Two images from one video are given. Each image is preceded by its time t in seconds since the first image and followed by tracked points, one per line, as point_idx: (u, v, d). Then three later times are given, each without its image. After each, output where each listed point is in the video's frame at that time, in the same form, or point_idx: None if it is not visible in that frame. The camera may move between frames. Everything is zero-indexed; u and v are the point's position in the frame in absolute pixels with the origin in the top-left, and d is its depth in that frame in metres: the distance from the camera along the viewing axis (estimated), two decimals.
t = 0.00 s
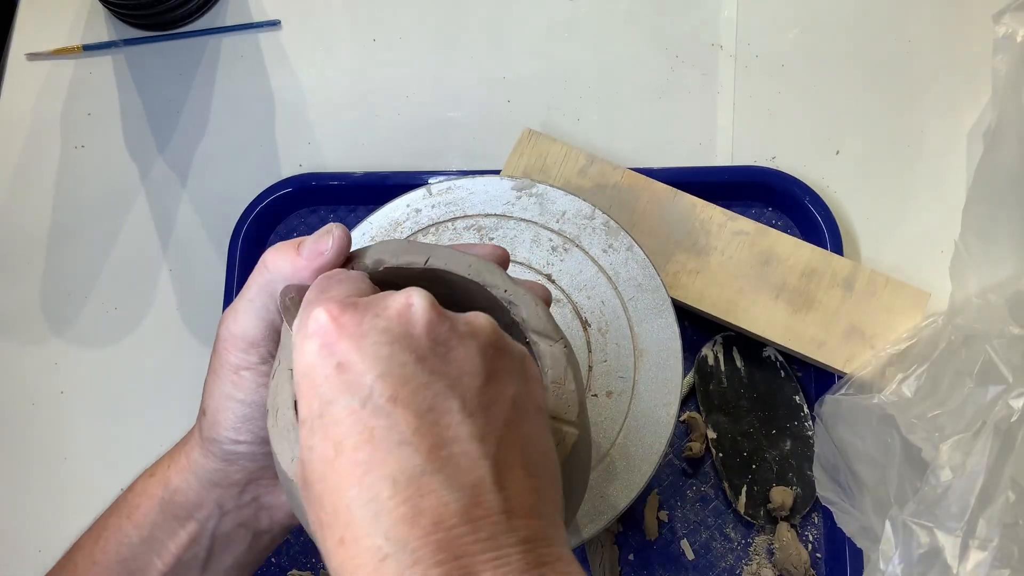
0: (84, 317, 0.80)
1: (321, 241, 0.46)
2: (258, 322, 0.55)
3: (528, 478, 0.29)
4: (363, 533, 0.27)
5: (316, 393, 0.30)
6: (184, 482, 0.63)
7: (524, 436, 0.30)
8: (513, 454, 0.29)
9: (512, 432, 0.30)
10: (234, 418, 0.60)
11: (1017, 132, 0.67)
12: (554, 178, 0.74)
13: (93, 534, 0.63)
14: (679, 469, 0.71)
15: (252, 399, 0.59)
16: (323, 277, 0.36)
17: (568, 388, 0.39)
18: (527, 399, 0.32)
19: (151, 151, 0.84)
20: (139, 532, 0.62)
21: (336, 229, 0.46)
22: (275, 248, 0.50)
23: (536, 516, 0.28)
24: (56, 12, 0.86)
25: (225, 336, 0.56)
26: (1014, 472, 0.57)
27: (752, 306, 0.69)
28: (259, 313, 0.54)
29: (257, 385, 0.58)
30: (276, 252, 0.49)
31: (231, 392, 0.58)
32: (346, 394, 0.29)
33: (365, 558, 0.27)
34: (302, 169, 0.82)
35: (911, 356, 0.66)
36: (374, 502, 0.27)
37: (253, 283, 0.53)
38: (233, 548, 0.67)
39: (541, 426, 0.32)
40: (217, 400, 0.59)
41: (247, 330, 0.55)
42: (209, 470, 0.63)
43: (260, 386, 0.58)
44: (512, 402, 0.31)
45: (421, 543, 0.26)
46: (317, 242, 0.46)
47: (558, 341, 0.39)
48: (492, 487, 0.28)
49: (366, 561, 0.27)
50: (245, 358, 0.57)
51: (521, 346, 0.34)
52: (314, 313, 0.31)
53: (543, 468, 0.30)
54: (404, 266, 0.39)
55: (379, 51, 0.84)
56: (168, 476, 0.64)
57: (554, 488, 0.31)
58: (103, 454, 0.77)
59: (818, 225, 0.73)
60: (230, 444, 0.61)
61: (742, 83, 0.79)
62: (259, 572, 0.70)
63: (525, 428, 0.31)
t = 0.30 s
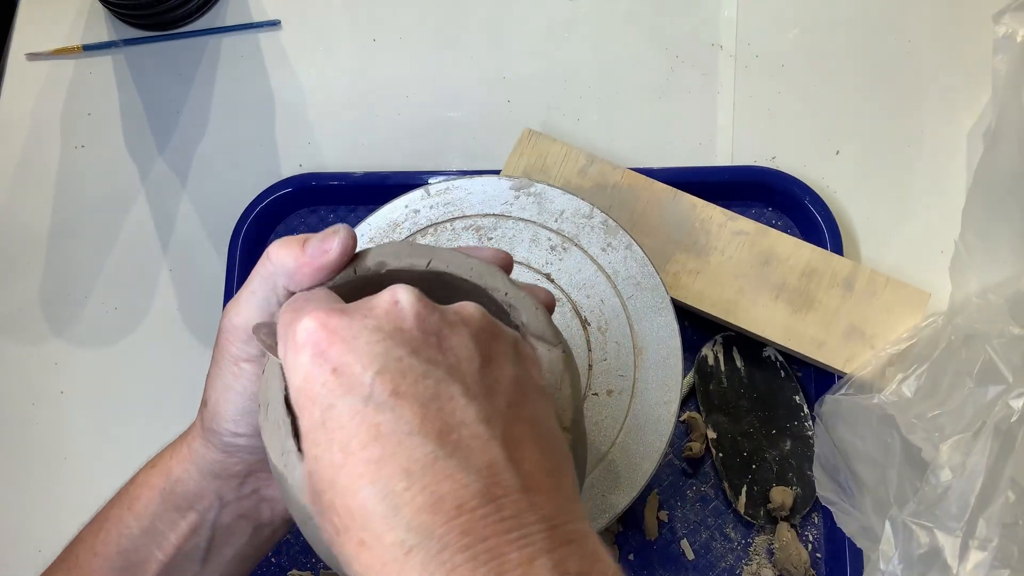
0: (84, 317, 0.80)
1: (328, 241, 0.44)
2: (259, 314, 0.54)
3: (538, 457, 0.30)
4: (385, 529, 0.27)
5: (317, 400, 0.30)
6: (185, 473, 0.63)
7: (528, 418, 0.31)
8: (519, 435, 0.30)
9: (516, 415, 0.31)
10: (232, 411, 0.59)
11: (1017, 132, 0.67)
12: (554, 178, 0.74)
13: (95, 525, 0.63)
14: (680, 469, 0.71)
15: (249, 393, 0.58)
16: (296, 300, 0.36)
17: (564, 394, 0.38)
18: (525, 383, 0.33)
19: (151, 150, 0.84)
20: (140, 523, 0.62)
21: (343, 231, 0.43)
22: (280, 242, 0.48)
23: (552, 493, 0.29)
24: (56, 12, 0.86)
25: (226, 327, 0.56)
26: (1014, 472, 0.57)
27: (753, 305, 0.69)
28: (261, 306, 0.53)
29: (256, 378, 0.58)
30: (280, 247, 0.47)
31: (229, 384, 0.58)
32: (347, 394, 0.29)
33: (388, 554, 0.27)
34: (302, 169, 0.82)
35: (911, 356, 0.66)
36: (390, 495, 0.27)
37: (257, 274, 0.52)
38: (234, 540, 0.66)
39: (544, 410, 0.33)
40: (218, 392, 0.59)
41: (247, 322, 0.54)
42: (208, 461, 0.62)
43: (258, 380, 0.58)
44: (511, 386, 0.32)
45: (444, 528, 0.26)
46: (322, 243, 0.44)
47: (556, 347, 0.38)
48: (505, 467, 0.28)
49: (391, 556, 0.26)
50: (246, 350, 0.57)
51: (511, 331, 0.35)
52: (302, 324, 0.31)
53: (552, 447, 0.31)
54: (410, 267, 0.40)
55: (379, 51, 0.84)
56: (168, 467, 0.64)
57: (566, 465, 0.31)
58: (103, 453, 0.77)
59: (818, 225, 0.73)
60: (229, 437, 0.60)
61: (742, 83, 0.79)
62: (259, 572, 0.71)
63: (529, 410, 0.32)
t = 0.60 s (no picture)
0: (84, 317, 0.80)
1: (332, 243, 0.44)
2: (262, 309, 0.53)
3: (563, 441, 0.29)
4: (414, 532, 0.27)
5: (326, 417, 0.29)
6: (186, 469, 0.62)
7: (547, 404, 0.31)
8: (541, 421, 0.30)
9: (534, 403, 0.30)
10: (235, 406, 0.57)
11: (1017, 132, 0.67)
12: (554, 178, 0.74)
13: (99, 518, 0.64)
14: (680, 469, 0.71)
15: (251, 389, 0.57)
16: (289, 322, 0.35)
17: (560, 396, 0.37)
18: (539, 371, 0.33)
19: (151, 151, 0.84)
20: (142, 518, 0.62)
21: (348, 234, 0.43)
22: (286, 240, 0.48)
23: (584, 473, 0.29)
24: (56, 12, 0.85)
25: (230, 322, 0.55)
26: (1014, 472, 0.57)
27: (752, 306, 0.69)
28: (263, 301, 0.53)
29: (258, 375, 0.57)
30: (287, 245, 0.48)
31: (232, 378, 0.57)
32: (356, 405, 0.29)
33: (422, 555, 0.26)
34: (302, 169, 0.82)
35: (911, 356, 0.66)
36: (414, 495, 0.27)
37: (260, 271, 0.51)
38: (238, 538, 0.66)
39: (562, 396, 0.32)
40: (221, 387, 0.58)
41: (249, 317, 0.54)
42: (208, 458, 0.61)
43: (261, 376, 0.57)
44: (524, 375, 0.32)
45: (476, 522, 0.26)
46: (326, 245, 0.44)
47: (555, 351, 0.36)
48: (530, 454, 0.28)
49: (425, 557, 0.26)
50: (248, 347, 0.56)
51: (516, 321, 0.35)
52: (300, 342, 0.31)
53: (576, 430, 0.31)
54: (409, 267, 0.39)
55: (379, 51, 0.84)
56: (171, 462, 0.63)
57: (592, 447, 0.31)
58: (103, 453, 0.77)
59: (818, 225, 0.73)
60: (232, 433, 0.59)
61: (742, 83, 0.79)
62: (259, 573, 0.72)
63: (546, 396, 0.31)
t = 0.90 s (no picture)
0: (84, 316, 0.80)
1: (337, 231, 0.45)
2: (265, 298, 0.53)
3: (611, 426, 0.28)
4: (448, 533, 0.24)
5: (346, 415, 0.28)
6: (185, 458, 0.63)
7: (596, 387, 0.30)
8: (584, 407, 0.29)
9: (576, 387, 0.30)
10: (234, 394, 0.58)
11: (1017, 132, 0.67)
12: (554, 178, 0.74)
13: (98, 507, 0.64)
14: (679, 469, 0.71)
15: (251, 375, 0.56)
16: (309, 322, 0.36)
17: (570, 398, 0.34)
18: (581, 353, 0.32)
19: (151, 150, 0.84)
20: (140, 507, 0.62)
21: (353, 222, 0.45)
22: (291, 228, 0.48)
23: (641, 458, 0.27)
24: (56, 12, 0.85)
25: (232, 312, 0.55)
26: (1014, 472, 0.57)
27: (752, 305, 0.69)
28: (265, 290, 0.53)
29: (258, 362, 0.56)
30: (290, 234, 0.48)
31: (234, 366, 0.57)
32: (380, 400, 0.28)
33: (462, 557, 0.24)
34: (302, 169, 0.82)
35: (911, 356, 0.66)
36: (444, 493, 0.25)
37: (264, 259, 0.51)
38: (235, 528, 0.66)
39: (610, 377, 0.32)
40: (222, 376, 0.58)
41: (252, 306, 0.53)
42: (205, 446, 0.62)
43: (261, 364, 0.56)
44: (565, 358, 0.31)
45: (518, 518, 0.23)
46: (332, 233, 0.45)
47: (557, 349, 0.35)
48: (575, 439, 0.26)
49: (465, 558, 0.23)
50: (250, 335, 0.55)
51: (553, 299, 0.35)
52: (320, 342, 0.31)
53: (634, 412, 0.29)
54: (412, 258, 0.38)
55: (379, 51, 0.84)
56: (169, 453, 0.64)
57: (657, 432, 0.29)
58: (104, 453, 0.77)
59: (818, 225, 0.73)
60: (231, 420, 0.59)
61: (742, 83, 0.79)
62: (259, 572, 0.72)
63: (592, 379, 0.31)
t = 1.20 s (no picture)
0: (83, 317, 0.80)
1: (347, 240, 0.45)
2: (276, 307, 0.54)
3: (524, 502, 0.27)
4: (345, 545, 0.27)
5: (327, 396, 0.31)
6: (192, 466, 0.63)
7: (547, 453, 0.29)
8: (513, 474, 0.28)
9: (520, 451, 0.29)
10: (243, 401, 0.59)
11: (1017, 132, 0.67)
12: (554, 178, 0.74)
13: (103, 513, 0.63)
14: (680, 470, 0.71)
15: (261, 384, 0.58)
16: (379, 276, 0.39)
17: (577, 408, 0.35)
18: (543, 419, 0.30)
19: (151, 151, 0.84)
20: (144, 515, 0.62)
21: (363, 230, 0.45)
22: (301, 239, 0.49)
23: (526, 543, 0.26)
24: (56, 12, 0.85)
25: (241, 320, 0.56)
26: (1015, 474, 0.57)
27: (752, 305, 0.69)
28: (277, 299, 0.53)
29: (268, 370, 0.57)
30: (303, 245, 0.48)
31: (243, 375, 0.58)
32: (349, 399, 0.29)
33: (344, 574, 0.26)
34: (302, 169, 0.82)
35: (912, 356, 0.66)
36: (355, 515, 0.27)
37: (274, 269, 0.52)
38: (241, 538, 0.66)
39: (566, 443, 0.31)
40: (229, 384, 0.59)
41: (262, 316, 0.54)
42: (212, 456, 0.62)
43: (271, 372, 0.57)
44: (524, 414, 0.30)
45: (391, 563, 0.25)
46: (341, 245, 0.45)
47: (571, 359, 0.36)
48: (477, 511, 0.26)
49: None
50: (258, 344, 0.56)
51: (541, 360, 0.33)
52: (339, 313, 0.33)
53: (557, 484, 0.29)
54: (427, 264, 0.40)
55: (379, 51, 0.84)
56: (177, 459, 0.63)
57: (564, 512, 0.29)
58: (102, 454, 0.77)
59: (818, 225, 0.73)
60: (239, 429, 0.60)
61: (742, 84, 0.79)
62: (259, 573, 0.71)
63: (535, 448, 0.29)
